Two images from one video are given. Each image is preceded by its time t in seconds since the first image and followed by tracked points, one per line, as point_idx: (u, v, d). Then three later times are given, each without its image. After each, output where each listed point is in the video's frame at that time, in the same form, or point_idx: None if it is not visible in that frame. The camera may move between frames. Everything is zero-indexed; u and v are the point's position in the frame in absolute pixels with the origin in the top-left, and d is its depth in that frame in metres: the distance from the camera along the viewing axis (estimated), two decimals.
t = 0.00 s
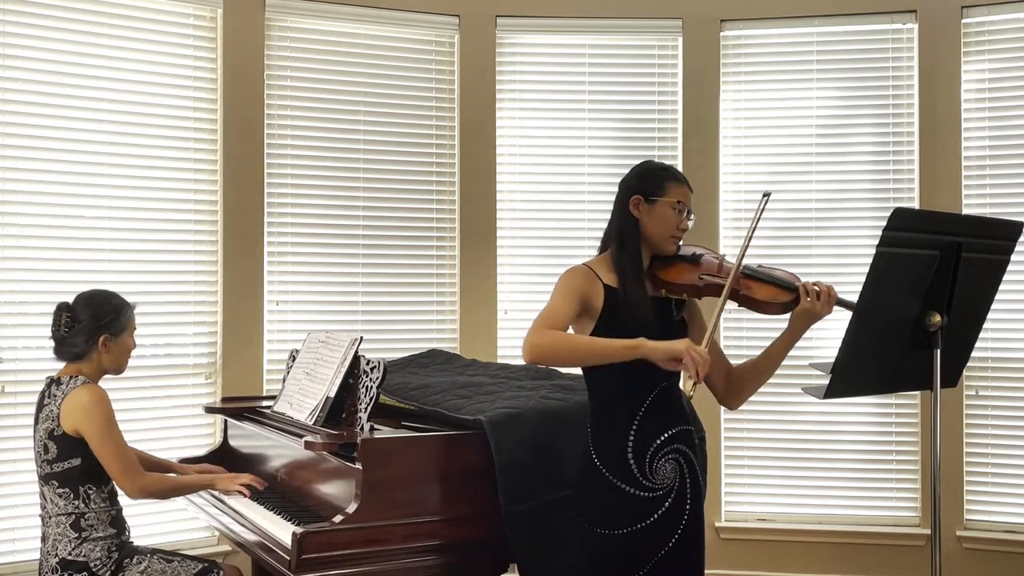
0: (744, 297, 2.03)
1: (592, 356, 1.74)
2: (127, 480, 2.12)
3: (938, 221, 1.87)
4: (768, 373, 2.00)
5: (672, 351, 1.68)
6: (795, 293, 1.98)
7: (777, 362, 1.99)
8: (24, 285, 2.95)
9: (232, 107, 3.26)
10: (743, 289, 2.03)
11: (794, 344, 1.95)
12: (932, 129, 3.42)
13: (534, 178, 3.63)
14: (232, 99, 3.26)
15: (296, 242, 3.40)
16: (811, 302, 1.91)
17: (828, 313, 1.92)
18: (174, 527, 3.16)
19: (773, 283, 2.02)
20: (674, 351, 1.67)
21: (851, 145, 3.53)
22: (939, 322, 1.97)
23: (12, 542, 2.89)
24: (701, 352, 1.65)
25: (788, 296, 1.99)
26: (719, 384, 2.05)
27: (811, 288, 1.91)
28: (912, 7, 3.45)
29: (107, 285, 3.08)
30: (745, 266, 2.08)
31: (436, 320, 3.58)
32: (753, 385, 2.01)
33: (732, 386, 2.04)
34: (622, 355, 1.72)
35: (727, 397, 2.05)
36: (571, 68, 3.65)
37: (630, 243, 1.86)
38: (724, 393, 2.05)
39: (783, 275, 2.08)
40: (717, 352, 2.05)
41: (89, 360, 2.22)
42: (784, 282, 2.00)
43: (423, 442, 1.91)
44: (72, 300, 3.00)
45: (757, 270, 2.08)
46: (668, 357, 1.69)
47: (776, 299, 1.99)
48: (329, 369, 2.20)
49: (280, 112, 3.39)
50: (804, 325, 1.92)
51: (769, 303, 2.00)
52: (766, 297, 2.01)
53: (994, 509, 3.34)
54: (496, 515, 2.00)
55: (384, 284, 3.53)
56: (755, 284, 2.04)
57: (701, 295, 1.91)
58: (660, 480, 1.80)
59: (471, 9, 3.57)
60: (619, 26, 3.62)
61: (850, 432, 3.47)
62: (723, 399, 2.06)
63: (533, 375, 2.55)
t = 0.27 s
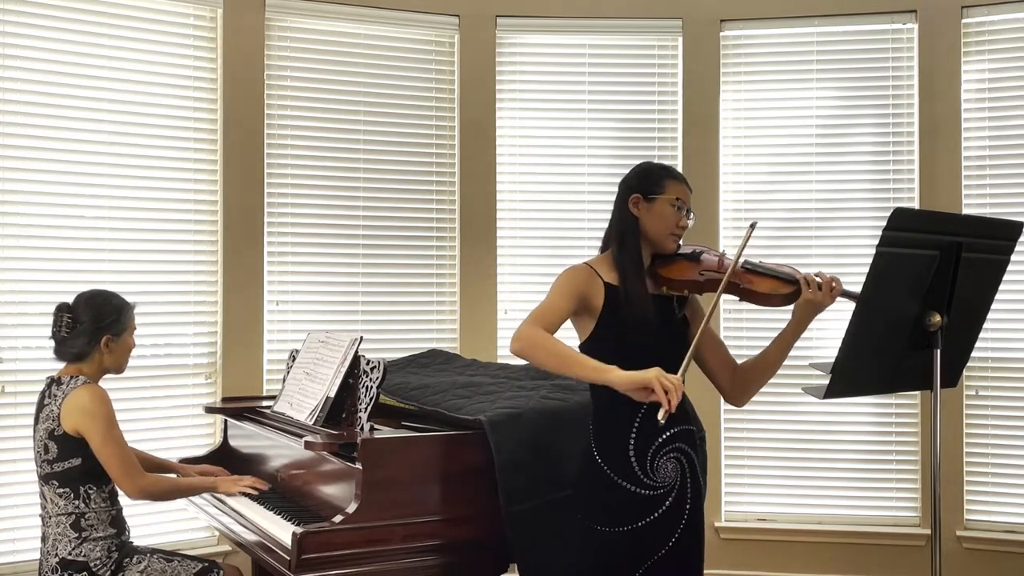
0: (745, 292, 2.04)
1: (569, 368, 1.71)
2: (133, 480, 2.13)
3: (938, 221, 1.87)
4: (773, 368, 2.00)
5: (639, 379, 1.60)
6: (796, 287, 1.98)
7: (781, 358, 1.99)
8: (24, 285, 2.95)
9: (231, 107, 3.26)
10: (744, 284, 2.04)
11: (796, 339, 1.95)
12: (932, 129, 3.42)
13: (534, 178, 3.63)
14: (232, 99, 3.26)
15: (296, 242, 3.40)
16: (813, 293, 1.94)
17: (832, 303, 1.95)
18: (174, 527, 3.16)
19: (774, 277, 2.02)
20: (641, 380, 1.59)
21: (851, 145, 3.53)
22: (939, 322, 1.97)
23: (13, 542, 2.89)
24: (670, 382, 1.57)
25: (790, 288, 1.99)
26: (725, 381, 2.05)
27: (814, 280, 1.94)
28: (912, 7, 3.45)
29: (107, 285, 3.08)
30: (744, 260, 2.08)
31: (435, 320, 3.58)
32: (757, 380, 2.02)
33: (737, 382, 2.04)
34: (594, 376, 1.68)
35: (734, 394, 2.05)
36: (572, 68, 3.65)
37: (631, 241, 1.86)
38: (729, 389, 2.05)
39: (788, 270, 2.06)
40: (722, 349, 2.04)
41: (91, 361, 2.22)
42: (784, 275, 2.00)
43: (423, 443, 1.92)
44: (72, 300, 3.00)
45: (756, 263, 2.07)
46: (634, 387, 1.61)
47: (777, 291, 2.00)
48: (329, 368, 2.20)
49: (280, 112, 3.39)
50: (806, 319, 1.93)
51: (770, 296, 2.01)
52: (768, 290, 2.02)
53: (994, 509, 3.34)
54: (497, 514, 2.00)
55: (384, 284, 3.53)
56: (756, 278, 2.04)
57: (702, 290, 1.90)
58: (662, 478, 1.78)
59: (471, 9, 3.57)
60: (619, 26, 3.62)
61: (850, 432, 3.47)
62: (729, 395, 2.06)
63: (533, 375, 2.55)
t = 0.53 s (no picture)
0: (742, 292, 2.05)
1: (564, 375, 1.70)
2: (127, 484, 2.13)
3: (938, 221, 1.87)
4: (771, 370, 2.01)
5: (624, 394, 1.56)
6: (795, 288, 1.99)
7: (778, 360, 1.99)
8: (24, 285, 2.95)
9: (232, 107, 3.26)
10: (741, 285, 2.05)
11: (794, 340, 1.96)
12: (932, 129, 3.42)
13: (534, 178, 3.63)
14: (232, 99, 3.26)
15: (296, 242, 3.40)
16: (812, 295, 1.94)
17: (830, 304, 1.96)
18: (174, 527, 3.16)
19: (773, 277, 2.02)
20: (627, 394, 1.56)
21: (851, 145, 3.53)
22: (940, 322, 1.97)
23: (13, 542, 2.89)
24: (656, 395, 1.53)
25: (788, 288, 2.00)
26: (721, 384, 2.05)
27: (813, 282, 1.94)
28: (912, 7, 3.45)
29: (107, 285, 3.08)
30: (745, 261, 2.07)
31: (435, 320, 3.58)
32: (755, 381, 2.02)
33: (733, 385, 2.04)
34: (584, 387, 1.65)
35: (732, 397, 2.04)
36: (572, 68, 3.65)
37: (631, 241, 1.86)
38: (726, 392, 2.05)
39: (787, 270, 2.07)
40: (720, 351, 2.05)
41: (94, 363, 2.22)
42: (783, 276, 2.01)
43: (422, 442, 1.91)
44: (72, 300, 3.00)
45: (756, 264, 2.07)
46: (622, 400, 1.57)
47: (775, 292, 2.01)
48: (329, 369, 2.20)
49: (280, 112, 3.39)
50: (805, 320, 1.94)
51: (770, 295, 2.01)
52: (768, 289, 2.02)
53: (994, 509, 3.34)
54: (496, 514, 2.00)
55: (384, 284, 3.53)
56: (755, 279, 2.04)
57: (700, 290, 1.92)
58: (659, 477, 1.78)
59: (471, 8, 3.57)
60: (619, 26, 3.62)
61: (850, 432, 3.47)
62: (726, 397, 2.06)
63: (533, 375, 2.55)
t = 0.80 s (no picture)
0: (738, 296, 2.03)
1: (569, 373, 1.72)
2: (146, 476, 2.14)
3: (938, 221, 1.87)
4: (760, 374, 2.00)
5: (646, 379, 1.62)
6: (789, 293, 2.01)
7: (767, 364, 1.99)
8: (24, 285, 2.95)
9: (232, 107, 3.26)
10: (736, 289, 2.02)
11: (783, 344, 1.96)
12: (932, 129, 3.42)
13: (534, 178, 3.63)
14: (232, 99, 3.25)
15: (296, 242, 3.40)
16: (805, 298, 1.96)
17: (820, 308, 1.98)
18: (174, 527, 3.16)
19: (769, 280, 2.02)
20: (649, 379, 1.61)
21: (851, 145, 3.53)
22: (940, 322, 1.97)
23: (12, 542, 2.89)
24: (676, 380, 1.59)
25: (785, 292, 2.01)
26: (713, 384, 2.04)
27: (806, 286, 1.97)
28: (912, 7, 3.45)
29: (107, 285, 3.08)
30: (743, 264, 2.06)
31: (436, 320, 3.58)
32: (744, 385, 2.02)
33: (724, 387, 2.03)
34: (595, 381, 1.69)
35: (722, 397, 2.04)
36: (572, 68, 3.65)
37: (625, 242, 1.86)
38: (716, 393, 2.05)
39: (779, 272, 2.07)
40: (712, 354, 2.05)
41: (98, 364, 2.22)
42: (775, 278, 2.03)
43: (422, 442, 1.91)
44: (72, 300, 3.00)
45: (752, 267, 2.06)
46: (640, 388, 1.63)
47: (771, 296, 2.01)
48: (329, 369, 2.20)
49: (280, 112, 3.39)
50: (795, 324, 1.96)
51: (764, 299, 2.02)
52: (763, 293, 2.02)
53: (994, 509, 3.34)
54: (495, 514, 2.00)
55: (384, 285, 3.52)
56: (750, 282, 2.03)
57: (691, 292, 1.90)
58: (658, 478, 1.78)
59: (471, 8, 3.57)
60: (619, 26, 3.62)
61: (850, 432, 3.47)
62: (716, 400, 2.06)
63: (532, 375, 2.55)
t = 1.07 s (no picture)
0: (743, 288, 2.02)
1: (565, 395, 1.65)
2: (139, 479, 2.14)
3: (939, 221, 1.87)
4: (772, 362, 2.00)
5: (623, 414, 1.52)
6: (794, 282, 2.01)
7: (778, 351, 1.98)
8: (24, 286, 2.95)
9: (232, 107, 3.26)
10: (741, 280, 2.01)
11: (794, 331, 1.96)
12: (932, 129, 3.42)
13: (534, 178, 3.63)
14: (232, 99, 3.25)
15: (296, 242, 3.40)
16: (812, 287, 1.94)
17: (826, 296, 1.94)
18: (174, 527, 3.16)
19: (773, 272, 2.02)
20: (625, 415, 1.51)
21: (850, 145, 3.53)
22: (940, 322, 1.97)
23: (12, 542, 2.89)
24: (653, 414, 1.48)
25: (789, 283, 2.01)
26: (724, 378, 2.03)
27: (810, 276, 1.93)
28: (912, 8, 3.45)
29: (107, 285, 3.08)
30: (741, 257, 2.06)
31: (436, 320, 3.58)
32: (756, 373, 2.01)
33: (735, 378, 2.02)
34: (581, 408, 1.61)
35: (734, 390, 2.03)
36: (571, 68, 3.65)
37: (626, 240, 1.86)
38: (728, 386, 2.03)
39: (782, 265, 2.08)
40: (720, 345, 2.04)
41: (98, 364, 2.22)
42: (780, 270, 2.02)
43: (422, 442, 1.92)
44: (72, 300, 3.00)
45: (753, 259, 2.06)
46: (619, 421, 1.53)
47: (778, 286, 2.00)
48: (329, 369, 2.20)
49: (280, 112, 3.39)
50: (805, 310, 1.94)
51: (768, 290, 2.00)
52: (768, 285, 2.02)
53: (994, 509, 3.34)
54: (495, 514, 2.00)
55: (384, 285, 3.52)
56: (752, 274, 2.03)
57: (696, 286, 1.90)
58: (659, 477, 1.78)
59: (471, 8, 3.57)
60: (619, 26, 3.62)
61: (850, 432, 3.47)
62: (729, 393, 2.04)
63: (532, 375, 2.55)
